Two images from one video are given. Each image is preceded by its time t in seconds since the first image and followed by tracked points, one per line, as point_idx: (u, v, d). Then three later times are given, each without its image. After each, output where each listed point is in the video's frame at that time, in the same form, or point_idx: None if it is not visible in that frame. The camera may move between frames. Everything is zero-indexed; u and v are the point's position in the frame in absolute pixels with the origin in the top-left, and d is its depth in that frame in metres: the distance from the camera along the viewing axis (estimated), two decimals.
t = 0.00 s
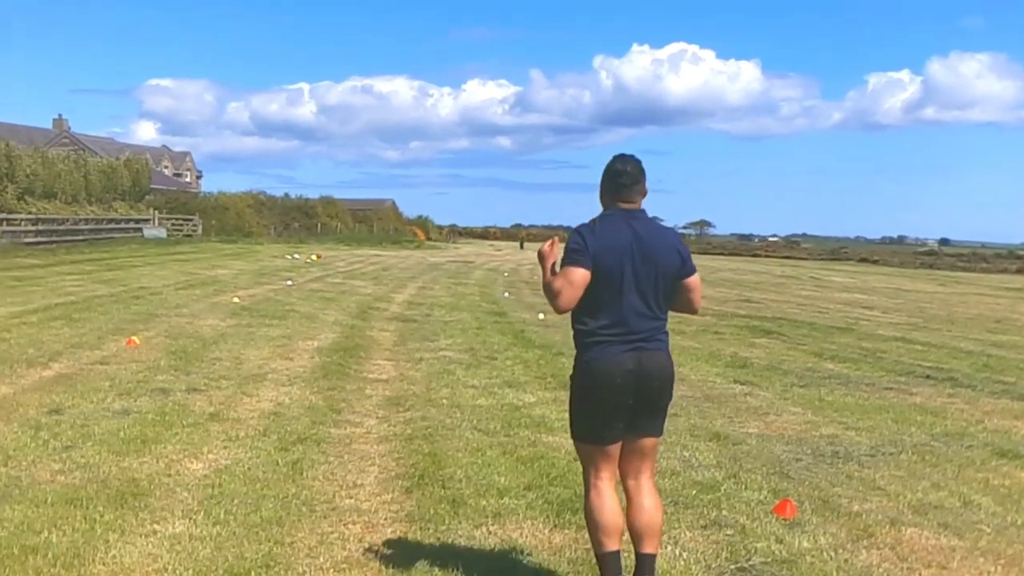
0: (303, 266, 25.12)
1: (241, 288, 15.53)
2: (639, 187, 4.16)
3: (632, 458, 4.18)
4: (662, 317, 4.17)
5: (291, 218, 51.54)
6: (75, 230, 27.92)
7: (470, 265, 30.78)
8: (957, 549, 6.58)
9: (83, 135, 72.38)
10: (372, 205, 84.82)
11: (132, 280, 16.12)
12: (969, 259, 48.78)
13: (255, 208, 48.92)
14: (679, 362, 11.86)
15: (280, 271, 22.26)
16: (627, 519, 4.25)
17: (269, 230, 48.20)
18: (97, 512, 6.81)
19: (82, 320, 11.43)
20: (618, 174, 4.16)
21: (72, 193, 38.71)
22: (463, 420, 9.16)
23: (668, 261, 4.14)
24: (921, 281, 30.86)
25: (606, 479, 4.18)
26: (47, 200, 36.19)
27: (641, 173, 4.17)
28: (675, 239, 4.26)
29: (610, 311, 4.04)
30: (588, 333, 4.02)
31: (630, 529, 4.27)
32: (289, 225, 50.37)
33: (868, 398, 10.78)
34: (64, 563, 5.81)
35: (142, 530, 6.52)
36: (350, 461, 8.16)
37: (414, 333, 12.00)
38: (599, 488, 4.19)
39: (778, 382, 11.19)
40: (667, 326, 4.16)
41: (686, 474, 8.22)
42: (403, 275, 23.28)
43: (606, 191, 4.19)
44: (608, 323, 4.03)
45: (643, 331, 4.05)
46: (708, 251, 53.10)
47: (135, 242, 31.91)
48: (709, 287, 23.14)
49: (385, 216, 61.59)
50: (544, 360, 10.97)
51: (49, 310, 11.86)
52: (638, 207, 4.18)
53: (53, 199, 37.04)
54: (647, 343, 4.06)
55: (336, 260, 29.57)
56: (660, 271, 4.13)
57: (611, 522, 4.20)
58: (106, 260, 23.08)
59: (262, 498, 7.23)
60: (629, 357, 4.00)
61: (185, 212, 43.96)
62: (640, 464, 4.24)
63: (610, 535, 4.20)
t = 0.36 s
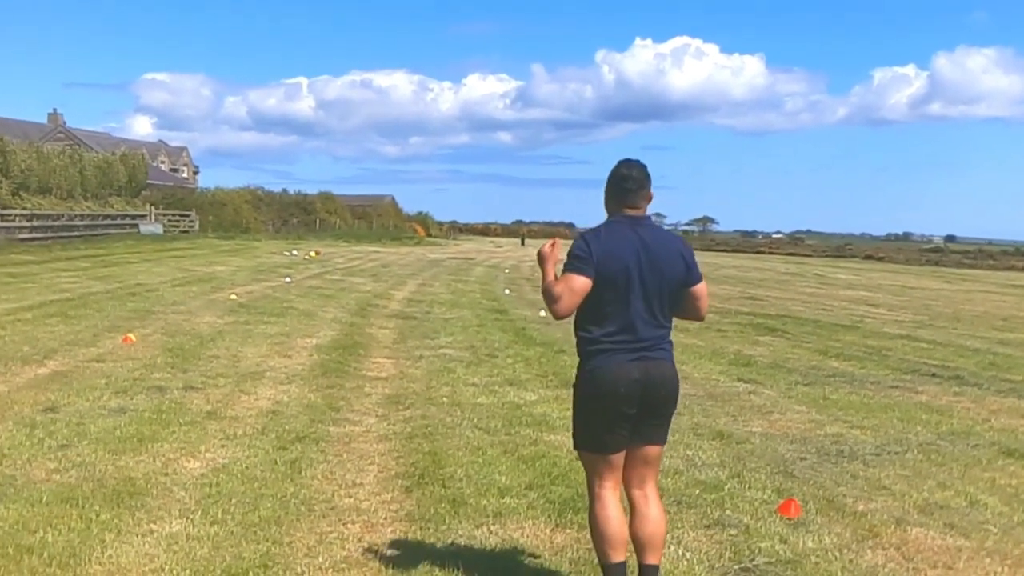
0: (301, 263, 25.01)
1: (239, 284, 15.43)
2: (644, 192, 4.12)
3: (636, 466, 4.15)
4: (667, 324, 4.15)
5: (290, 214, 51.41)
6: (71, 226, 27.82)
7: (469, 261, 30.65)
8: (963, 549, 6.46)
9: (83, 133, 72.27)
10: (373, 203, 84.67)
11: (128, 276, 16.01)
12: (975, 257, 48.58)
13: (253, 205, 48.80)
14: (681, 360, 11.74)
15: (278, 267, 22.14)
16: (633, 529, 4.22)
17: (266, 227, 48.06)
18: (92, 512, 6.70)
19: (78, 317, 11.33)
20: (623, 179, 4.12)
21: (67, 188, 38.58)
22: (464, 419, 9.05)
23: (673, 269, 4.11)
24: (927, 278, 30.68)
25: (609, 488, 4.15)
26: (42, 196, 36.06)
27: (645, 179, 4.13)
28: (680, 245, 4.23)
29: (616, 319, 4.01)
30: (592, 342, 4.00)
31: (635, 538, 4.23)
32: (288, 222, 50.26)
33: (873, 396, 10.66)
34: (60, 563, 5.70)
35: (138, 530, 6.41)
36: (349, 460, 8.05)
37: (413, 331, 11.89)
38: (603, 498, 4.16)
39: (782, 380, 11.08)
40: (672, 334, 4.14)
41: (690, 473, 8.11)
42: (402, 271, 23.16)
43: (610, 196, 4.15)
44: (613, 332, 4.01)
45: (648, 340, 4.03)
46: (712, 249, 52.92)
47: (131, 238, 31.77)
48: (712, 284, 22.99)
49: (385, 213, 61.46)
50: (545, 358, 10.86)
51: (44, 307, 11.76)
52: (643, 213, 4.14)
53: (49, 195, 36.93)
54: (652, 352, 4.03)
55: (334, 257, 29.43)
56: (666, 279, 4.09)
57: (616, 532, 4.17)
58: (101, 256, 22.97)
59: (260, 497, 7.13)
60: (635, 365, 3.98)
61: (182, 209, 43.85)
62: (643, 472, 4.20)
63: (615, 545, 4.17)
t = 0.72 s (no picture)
0: (301, 258, 24.89)
1: (239, 280, 15.32)
2: (652, 200, 4.02)
3: (643, 475, 4.10)
4: (673, 336, 4.07)
5: (290, 208, 51.29)
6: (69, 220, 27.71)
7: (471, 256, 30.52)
8: (971, 547, 6.34)
9: (84, 128, 72.20)
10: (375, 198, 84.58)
11: (128, 271, 15.92)
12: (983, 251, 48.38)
13: (252, 197, 48.67)
14: (686, 356, 11.62)
15: (278, 262, 22.03)
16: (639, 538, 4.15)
17: (266, 221, 47.94)
18: (90, 510, 6.59)
19: (75, 313, 11.22)
20: (630, 188, 4.02)
21: (65, 181, 38.45)
22: (466, 416, 8.93)
23: (679, 280, 4.03)
24: (935, 273, 30.52)
25: (619, 497, 4.08)
26: (40, 189, 35.95)
27: (653, 187, 4.02)
28: (686, 254, 4.14)
29: (622, 332, 3.93)
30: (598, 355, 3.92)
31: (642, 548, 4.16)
32: (288, 216, 50.15)
33: (880, 393, 10.53)
34: (57, 562, 5.59)
35: (137, 528, 6.30)
36: (350, 457, 7.94)
37: (415, 327, 11.78)
38: (613, 508, 4.08)
39: (788, 377, 10.96)
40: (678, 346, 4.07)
41: (695, 471, 7.99)
42: (404, 266, 23.04)
43: (617, 203, 4.05)
44: (618, 345, 3.93)
45: (654, 353, 3.96)
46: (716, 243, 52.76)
47: (130, 233, 31.66)
48: (717, 279, 22.86)
49: (387, 207, 61.34)
50: (549, 354, 10.74)
51: (41, 302, 11.65)
52: (650, 222, 4.04)
53: (48, 189, 36.82)
54: (658, 364, 3.96)
55: (334, 251, 29.33)
56: (672, 290, 4.01)
57: (625, 543, 4.09)
58: (100, 251, 22.87)
59: (260, 495, 7.01)
60: (641, 378, 3.91)
61: (180, 202, 43.75)
62: (649, 481, 4.14)
63: (625, 555, 4.10)
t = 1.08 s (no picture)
0: (299, 257, 24.77)
1: (236, 280, 15.22)
2: (656, 190, 3.90)
3: (647, 470, 3.97)
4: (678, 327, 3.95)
5: (288, 208, 51.18)
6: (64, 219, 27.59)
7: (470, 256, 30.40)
8: (978, 551, 6.22)
9: (81, 127, 72.08)
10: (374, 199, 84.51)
11: (124, 272, 15.81)
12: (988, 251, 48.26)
13: (250, 197, 48.56)
14: (689, 357, 11.50)
15: (276, 262, 21.92)
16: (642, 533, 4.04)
17: (264, 221, 47.84)
18: (86, 513, 6.47)
19: (70, 313, 11.11)
20: (633, 177, 3.89)
21: (60, 180, 38.31)
22: (466, 418, 8.82)
23: (684, 271, 3.90)
24: (939, 273, 30.41)
25: (621, 492, 3.96)
26: (35, 188, 35.83)
27: (657, 176, 3.90)
28: (690, 245, 4.02)
29: (626, 323, 3.82)
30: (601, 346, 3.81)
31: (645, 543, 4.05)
32: (285, 216, 50.06)
33: (885, 394, 10.41)
34: (51, 566, 5.47)
35: (133, 532, 6.18)
36: (349, 460, 7.81)
37: (415, 327, 11.66)
38: (614, 504, 3.97)
39: (793, 378, 10.84)
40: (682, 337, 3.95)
41: (698, 473, 7.86)
42: (403, 266, 22.93)
43: (620, 193, 3.93)
44: (622, 336, 3.82)
45: (658, 344, 3.84)
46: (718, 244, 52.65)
47: (125, 232, 31.56)
48: (719, 279, 22.75)
49: (385, 207, 61.24)
50: (550, 355, 10.62)
51: (36, 303, 11.54)
52: (654, 211, 3.92)
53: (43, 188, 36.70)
54: (662, 356, 3.84)
55: (332, 251, 29.23)
56: (676, 281, 3.89)
57: (627, 538, 3.98)
58: (96, 251, 22.77)
59: (258, 498, 6.90)
60: (645, 370, 3.79)
61: (176, 202, 43.65)
62: (654, 476, 4.02)
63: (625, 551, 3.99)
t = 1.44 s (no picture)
0: (301, 259, 24.67)
1: (238, 282, 15.12)
2: (664, 183, 3.79)
3: (656, 468, 3.85)
4: (688, 320, 3.84)
5: (289, 210, 51.12)
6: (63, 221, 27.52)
7: (473, 258, 30.28)
8: (989, 557, 6.09)
9: (83, 130, 72.06)
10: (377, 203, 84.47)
11: (124, 273, 15.72)
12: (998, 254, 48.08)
13: (252, 199, 48.47)
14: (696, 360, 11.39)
15: (277, 264, 21.83)
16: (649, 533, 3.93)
17: (266, 223, 47.78)
18: (85, 518, 6.36)
19: (69, 316, 11.01)
20: (641, 170, 3.79)
21: (59, 181, 38.23)
22: (471, 422, 8.70)
23: (692, 264, 3.79)
24: (948, 276, 30.27)
25: (627, 491, 3.85)
26: (33, 189, 35.76)
27: (665, 169, 3.80)
28: (699, 239, 3.92)
29: (633, 315, 3.71)
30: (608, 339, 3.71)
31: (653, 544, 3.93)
32: (287, 217, 50.01)
33: (895, 398, 10.29)
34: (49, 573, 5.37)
35: (133, 537, 6.07)
36: (352, 464, 7.70)
37: (418, 331, 11.55)
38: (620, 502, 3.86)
39: (800, 382, 10.71)
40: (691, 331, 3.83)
41: (705, 478, 7.74)
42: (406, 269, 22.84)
43: (627, 187, 3.83)
44: (630, 329, 3.71)
45: (667, 336, 3.73)
46: (725, 247, 52.54)
47: (124, 234, 31.45)
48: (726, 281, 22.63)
49: (388, 209, 61.17)
50: (555, 359, 10.51)
51: (35, 305, 11.44)
52: (662, 205, 3.82)
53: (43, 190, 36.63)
54: (670, 350, 3.73)
55: (334, 254, 29.11)
56: (685, 274, 3.78)
57: (633, 538, 3.87)
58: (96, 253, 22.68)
59: (259, 503, 6.78)
60: (652, 362, 3.68)
61: (176, 203, 43.57)
62: (663, 475, 3.89)
63: (631, 550, 3.88)
